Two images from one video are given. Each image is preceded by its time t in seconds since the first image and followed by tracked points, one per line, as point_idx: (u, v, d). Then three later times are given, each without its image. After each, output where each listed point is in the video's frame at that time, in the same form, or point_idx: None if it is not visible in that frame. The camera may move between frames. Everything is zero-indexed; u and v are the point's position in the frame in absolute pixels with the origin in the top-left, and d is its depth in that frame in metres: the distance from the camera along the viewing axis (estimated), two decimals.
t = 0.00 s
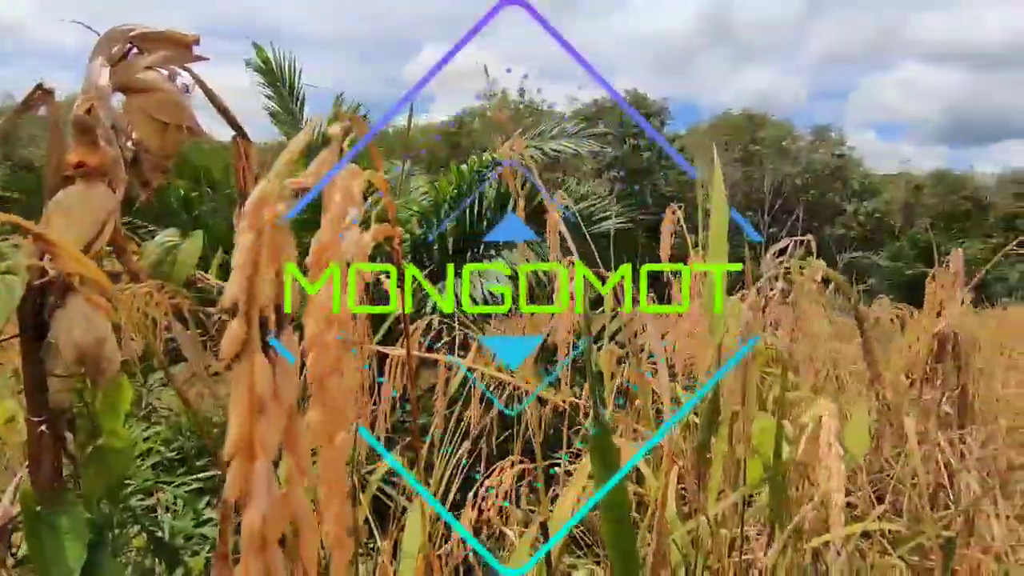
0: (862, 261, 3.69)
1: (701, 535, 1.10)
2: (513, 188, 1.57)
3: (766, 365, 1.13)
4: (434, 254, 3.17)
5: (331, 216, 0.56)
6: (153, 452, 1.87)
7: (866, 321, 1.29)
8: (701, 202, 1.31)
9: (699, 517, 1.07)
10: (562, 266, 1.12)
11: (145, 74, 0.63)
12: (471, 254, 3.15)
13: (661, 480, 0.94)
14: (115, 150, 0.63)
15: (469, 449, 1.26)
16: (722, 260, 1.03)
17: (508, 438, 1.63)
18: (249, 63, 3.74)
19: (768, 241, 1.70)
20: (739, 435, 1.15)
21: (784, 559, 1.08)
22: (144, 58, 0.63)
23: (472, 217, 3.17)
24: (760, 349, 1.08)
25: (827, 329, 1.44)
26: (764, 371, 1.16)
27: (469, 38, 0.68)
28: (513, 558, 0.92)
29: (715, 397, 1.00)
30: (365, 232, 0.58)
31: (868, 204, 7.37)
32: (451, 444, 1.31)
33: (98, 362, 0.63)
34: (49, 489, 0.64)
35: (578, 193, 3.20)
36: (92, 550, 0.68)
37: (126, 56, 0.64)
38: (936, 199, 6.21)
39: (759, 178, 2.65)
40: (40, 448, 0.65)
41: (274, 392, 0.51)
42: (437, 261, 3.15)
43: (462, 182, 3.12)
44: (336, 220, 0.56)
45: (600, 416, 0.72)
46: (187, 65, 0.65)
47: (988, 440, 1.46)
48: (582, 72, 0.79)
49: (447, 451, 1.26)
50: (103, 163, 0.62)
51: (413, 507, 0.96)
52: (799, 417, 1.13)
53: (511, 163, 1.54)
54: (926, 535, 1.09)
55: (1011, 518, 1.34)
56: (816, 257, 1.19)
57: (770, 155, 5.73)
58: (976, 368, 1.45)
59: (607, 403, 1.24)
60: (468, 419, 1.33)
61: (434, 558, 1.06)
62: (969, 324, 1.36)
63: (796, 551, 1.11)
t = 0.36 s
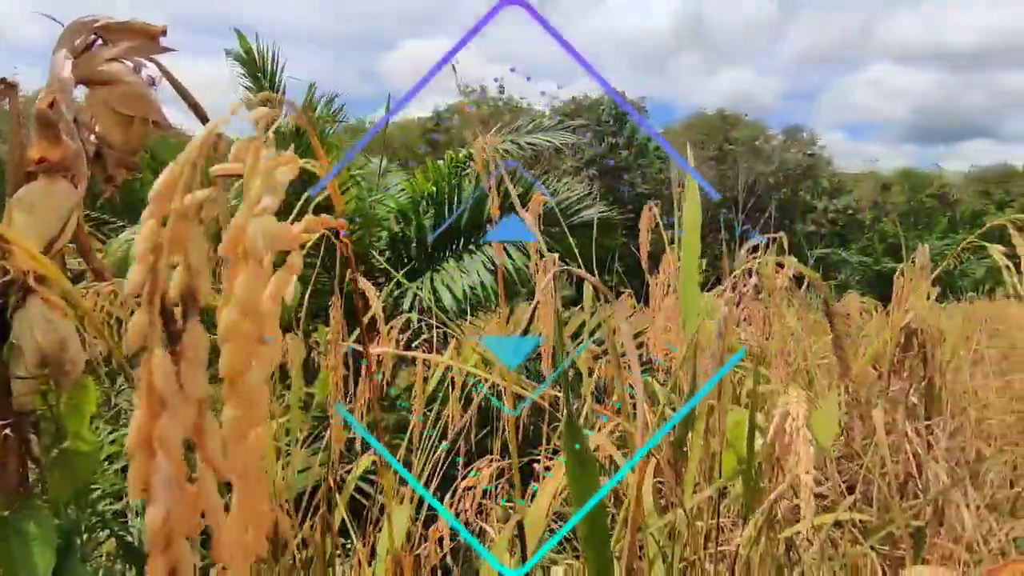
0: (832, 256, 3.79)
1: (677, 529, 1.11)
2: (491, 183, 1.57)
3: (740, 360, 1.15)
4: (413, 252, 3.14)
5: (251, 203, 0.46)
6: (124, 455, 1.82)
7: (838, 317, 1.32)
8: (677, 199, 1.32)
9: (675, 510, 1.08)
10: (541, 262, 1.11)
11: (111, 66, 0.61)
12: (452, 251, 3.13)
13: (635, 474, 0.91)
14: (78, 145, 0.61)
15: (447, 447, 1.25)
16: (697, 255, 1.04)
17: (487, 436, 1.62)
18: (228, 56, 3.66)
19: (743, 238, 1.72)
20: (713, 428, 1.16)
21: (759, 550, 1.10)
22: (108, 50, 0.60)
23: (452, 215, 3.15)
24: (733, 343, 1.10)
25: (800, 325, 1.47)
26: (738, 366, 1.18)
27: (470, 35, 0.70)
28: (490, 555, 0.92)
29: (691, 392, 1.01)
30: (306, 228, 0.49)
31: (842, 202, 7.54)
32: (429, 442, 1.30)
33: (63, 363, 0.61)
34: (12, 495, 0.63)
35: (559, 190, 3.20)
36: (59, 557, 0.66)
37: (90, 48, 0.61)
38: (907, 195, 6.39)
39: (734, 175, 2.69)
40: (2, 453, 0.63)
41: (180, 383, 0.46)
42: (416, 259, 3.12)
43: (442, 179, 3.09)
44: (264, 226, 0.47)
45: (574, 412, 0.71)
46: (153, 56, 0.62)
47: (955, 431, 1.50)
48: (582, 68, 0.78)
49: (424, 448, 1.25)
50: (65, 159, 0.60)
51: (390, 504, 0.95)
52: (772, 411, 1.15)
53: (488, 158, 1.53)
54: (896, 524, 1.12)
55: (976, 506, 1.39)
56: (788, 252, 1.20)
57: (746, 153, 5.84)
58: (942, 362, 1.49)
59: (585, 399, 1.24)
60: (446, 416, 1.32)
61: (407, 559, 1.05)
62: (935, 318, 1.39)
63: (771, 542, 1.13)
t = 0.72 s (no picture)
0: (794, 251, 3.92)
1: (648, 520, 1.13)
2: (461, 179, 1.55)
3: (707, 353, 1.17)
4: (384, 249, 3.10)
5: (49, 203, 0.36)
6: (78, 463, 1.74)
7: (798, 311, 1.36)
8: (643, 197, 1.34)
9: (646, 503, 1.10)
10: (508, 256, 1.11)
11: (63, 54, 0.51)
12: (423, 248, 3.10)
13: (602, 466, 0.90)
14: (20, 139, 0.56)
15: (419, 445, 1.24)
16: (664, 251, 1.07)
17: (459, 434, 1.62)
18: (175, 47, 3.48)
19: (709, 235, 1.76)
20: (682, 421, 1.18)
21: (726, 538, 1.14)
22: (62, 36, 0.53)
23: (423, 211, 3.12)
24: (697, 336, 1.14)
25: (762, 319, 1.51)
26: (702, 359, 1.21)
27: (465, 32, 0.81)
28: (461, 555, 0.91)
29: (659, 386, 1.03)
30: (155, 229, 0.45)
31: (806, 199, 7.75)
32: (400, 441, 1.29)
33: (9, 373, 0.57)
34: None
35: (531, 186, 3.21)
36: None
37: (47, 37, 0.55)
38: (865, 192, 6.66)
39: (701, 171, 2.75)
40: None
41: None
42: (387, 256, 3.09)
43: (412, 175, 3.05)
44: (56, 229, 0.37)
45: (544, 413, 0.70)
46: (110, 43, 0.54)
47: (909, 418, 1.56)
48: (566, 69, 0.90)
49: (395, 447, 1.24)
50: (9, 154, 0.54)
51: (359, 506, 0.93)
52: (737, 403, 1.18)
53: (458, 153, 1.52)
54: (856, 511, 1.16)
55: (930, 490, 1.45)
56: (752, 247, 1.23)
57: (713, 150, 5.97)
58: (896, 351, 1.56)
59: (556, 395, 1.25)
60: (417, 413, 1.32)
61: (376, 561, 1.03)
62: (891, 310, 1.45)
63: (738, 530, 1.16)
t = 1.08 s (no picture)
0: (766, 248, 4.01)
1: (625, 516, 1.14)
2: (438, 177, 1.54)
3: (683, 350, 1.19)
4: (361, 248, 3.06)
5: (32, 196, 0.32)
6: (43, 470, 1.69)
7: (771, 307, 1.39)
8: (621, 196, 1.36)
9: (624, 499, 1.11)
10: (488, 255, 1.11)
11: (22, 47, 0.45)
12: (401, 246, 3.07)
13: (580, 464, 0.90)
14: None
15: (396, 446, 1.22)
16: (644, 250, 1.08)
17: (438, 433, 1.61)
18: (139, 40, 3.37)
19: (684, 232, 1.78)
20: (658, 416, 1.20)
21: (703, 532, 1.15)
22: (24, 30, 0.48)
23: (401, 209, 3.09)
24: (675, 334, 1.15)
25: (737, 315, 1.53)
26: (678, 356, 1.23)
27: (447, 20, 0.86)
28: (440, 557, 0.90)
29: (637, 384, 1.04)
30: (142, 226, 0.41)
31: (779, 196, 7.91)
32: (379, 442, 1.28)
33: None
34: None
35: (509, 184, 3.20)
36: None
37: (7, 30, 0.49)
38: (834, 191, 6.84)
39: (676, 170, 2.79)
40: None
41: None
42: (364, 255, 3.05)
43: (389, 172, 3.01)
44: (38, 226, 0.32)
45: (522, 416, 0.69)
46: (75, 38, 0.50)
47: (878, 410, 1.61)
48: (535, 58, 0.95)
49: (372, 450, 1.22)
50: None
51: (335, 511, 0.92)
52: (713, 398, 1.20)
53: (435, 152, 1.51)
54: (828, 502, 1.19)
55: (898, 480, 1.50)
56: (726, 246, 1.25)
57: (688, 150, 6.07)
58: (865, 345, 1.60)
59: (535, 393, 1.26)
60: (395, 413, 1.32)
61: (354, 564, 1.02)
62: (858, 305, 1.49)
63: (713, 523, 1.19)
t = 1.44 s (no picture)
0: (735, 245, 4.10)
1: (602, 512, 1.16)
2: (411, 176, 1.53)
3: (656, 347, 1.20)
4: (334, 248, 3.01)
5: (136, 205, 0.37)
6: None
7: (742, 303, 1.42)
8: (595, 195, 1.37)
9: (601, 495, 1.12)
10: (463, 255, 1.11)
11: None
12: (375, 246, 3.03)
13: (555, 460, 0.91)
14: None
15: (371, 449, 1.21)
16: (618, 248, 1.09)
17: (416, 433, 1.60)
18: (98, 34, 3.25)
19: (658, 230, 1.81)
20: (633, 412, 1.21)
21: (678, 525, 1.17)
22: None
23: (375, 209, 3.05)
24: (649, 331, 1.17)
25: (710, 312, 1.56)
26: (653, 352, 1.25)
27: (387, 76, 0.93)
28: (417, 560, 0.90)
29: (612, 381, 1.05)
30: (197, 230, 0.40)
31: (749, 195, 8.09)
32: (354, 445, 1.26)
33: None
34: None
35: (485, 182, 3.18)
36: None
37: None
38: (800, 189, 7.04)
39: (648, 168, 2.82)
40: None
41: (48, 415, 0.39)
42: (337, 255, 3.00)
43: (362, 171, 2.97)
44: (154, 226, 0.37)
45: (496, 416, 0.69)
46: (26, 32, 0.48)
47: (846, 402, 1.66)
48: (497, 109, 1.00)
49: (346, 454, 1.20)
50: None
51: (308, 518, 0.90)
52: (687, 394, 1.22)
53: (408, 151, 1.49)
54: (798, 493, 1.23)
55: (865, 469, 1.55)
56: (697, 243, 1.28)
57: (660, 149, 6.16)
58: (833, 339, 1.65)
59: (512, 392, 1.26)
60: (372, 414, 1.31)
61: (329, 571, 1.01)
62: (824, 300, 1.54)
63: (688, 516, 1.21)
